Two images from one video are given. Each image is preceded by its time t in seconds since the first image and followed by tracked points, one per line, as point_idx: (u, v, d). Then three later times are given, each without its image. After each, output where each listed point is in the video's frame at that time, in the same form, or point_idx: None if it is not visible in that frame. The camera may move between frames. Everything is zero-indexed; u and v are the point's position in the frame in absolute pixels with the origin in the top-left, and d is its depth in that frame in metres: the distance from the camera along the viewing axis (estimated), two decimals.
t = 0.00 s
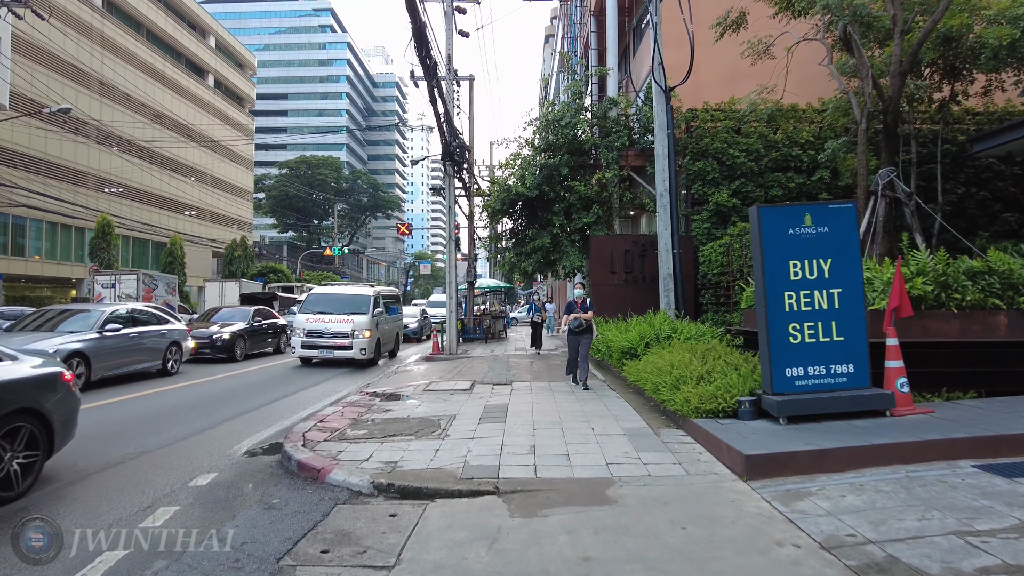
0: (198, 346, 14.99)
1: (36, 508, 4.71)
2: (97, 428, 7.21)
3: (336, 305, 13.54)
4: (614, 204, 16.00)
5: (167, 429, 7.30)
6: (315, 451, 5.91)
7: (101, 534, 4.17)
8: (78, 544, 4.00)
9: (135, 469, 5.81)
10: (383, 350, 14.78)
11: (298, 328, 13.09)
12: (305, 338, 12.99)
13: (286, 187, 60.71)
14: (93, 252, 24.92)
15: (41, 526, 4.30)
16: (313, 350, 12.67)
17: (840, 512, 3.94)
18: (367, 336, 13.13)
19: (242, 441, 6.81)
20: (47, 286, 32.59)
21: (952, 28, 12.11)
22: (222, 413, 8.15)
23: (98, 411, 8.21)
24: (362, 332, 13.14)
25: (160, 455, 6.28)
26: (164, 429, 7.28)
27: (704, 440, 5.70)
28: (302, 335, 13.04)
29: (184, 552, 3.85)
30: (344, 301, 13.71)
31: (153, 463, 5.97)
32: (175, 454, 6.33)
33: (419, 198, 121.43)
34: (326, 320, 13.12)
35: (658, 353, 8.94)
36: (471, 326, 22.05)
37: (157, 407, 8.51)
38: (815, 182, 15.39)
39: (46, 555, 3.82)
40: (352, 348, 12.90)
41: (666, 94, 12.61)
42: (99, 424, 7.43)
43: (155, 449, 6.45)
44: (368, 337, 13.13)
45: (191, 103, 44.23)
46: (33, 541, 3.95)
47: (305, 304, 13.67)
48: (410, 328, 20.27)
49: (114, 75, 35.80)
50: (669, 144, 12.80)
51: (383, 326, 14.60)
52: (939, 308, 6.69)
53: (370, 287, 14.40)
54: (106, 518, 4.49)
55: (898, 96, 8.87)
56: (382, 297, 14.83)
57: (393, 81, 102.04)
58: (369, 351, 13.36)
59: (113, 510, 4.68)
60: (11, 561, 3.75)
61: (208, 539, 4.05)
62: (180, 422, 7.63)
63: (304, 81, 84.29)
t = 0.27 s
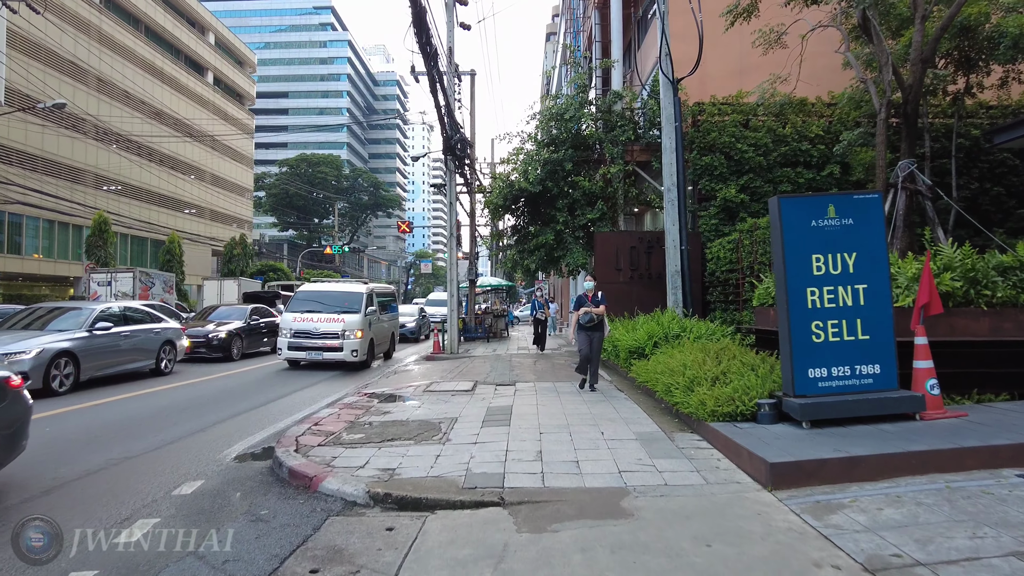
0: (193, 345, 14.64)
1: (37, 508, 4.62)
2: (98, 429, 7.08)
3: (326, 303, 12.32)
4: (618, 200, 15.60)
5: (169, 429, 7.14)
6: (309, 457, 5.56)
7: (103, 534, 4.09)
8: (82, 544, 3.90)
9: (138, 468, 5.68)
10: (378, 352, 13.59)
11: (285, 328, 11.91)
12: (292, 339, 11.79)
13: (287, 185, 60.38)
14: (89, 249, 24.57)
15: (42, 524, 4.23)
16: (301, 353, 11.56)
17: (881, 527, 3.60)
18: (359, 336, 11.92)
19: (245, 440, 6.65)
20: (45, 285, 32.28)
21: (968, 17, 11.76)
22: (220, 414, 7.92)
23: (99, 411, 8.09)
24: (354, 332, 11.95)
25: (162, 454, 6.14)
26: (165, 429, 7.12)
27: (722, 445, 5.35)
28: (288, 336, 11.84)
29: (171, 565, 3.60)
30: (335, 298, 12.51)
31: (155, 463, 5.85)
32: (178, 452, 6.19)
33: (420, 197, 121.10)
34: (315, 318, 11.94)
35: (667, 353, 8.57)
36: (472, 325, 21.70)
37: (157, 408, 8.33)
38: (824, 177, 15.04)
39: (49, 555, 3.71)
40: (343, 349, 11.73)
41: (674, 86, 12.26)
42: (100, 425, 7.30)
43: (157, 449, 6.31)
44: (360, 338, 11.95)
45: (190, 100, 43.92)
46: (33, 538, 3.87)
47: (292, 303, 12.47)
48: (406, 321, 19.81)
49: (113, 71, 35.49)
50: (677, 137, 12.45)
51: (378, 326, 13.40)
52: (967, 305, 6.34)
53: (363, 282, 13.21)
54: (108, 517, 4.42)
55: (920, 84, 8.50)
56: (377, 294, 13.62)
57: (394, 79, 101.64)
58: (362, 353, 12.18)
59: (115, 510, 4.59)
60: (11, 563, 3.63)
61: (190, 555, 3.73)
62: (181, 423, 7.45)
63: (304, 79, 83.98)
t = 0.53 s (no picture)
0: (189, 346, 14.32)
1: (39, 509, 4.63)
2: (100, 430, 7.04)
3: (314, 303, 11.24)
4: (623, 197, 15.21)
5: (170, 430, 7.09)
6: (302, 468, 5.23)
7: (104, 535, 4.11)
8: (80, 544, 3.93)
9: (140, 469, 5.67)
10: (371, 355, 12.56)
11: (269, 330, 10.83)
12: (277, 343, 10.71)
13: (287, 185, 60.04)
14: (86, 249, 24.26)
15: (43, 524, 4.25)
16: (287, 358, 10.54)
17: (923, 550, 3.27)
18: (349, 339, 10.84)
19: (247, 441, 6.59)
20: (43, 285, 31.99)
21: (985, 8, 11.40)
22: (218, 416, 7.76)
23: (100, 412, 8.06)
24: (344, 335, 10.86)
25: (164, 455, 6.11)
26: (167, 430, 7.07)
27: (742, 455, 5.03)
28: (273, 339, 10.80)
29: None
30: (325, 297, 11.42)
31: (157, 463, 5.83)
32: (180, 453, 6.16)
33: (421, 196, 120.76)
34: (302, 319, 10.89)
35: (676, 357, 8.26)
36: (474, 325, 21.35)
37: (156, 409, 8.23)
38: (834, 174, 14.70)
39: (48, 555, 3.75)
40: (332, 354, 10.66)
41: (681, 80, 11.94)
42: (103, 426, 7.26)
43: (158, 450, 6.27)
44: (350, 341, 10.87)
45: (189, 99, 43.61)
46: (34, 538, 3.90)
47: (277, 303, 11.38)
48: (405, 320, 19.15)
49: (110, 69, 35.17)
50: (684, 133, 12.13)
51: (371, 327, 12.33)
52: (999, 306, 6.00)
53: (356, 280, 12.12)
54: (109, 519, 4.44)
55: (942, 73, 8.16)
56: (369, 294, 12.51)
57: (394, 78, 101.21)
58: (354, 357, 11.11)
59: (116, 512, 4.59)
60: (10, 563, 3.66)
61: None
62: (182, 424, 7.38)
63: (305, 78, 83.68)
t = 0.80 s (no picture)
0: (184, 346, 13.96)
1: (39, 508, 4.54)
2: (101, 429, 6.92)
3: (301, 302, 10.24)
4: (629, 193, 14.81)
5: (172, 429, 6.95)
6: (295, 477, 4.88)
7: (104, 535, 4.04)
8: (82, 544, 3.86)
9: (142, 468, 5.56)
10: (364, 359, 11.58)
11: (252, 331, 9.83)
12: (260, 346, 9.73)
13: (287, 184, 59.68)
14: (82, 248, 23.93)
15: (43, 523, 4.18)
16: (270, 362, 9.54)
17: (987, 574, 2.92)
18: (339, 342, 9.85)
19: (249, 440, 6.45)
20: (41, 284, 31.64)
21: None
22: (215, 417, 7.52)
23: (101, 411, 7.93)
24: (334, 337, 9.86)
25: (166, 454, 5.99)
26: (168, 429, 6.93)
27: (768, 464, 4.69)
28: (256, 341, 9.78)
29: None
30: (313, 296, 10.43)
31: (159, 462, 5.73)
32: (182, 452, 6.04)
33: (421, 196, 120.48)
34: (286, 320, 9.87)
35: (688, 358, 7.91)
36: (476, 325, 20.99)
37: (153, 409, 8.03)
38: (845, 170, 14.35)
39: (50, 556, 3.66)
40: (320, 358, 9.68)
41: (689, 73, 11.63)
42: (96, 426, 7.05)
43: (161, 449, 6.15)
44: (340, 344, 9.88)
45: (188, 97, 43.26)
46: (33, 537, 3.83)
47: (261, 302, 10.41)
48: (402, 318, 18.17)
49: (108, 66, 34.77)
50: (694, 127, 11.79)
51: (363, 328, 11.32)
52: None
53: (347, 278, 11.12)
54: (111, 518, 4.36)
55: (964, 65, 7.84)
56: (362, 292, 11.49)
57: (395, 78, 100.92)
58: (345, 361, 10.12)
59: (118, 511, 4.51)
60: (10, 565, 3.57)
61: None
62: (183, 423, 7.24)
63: (305, 78, 83.39)
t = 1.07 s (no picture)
0: (177, 346, 13.60)
1: (39, 507, 4.49)
2: (100, 429, 6.83)
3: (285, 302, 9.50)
4: (634, 190, 14.51)
5: (172, 429, 6.85)
6: (282, 490, 4.52)
7: (104, 534, 4.02)
8: (82, 545, 3.85)
9: (142, 468, 5.49)
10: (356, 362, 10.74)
11: (232, 332, 9.12)
12: (240, 348, 9.00)
13: (287, 182, 59.29)
14: (77, 246, 23.57)
15: (41, 524, 4.13)
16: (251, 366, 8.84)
17: None
18: (325, 344, 9.10)
19: (246, 443, 6.26)
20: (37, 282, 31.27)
21: None
22: (211, 420, 7.29)
23: (100, 411, 7.83)
24: (320, 339, 9.10)
25: (167, 453, 5.93)
26: (168, 430, 6.83)
27: (794, 477, 4.34)
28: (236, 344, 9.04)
29: None
30: (299, 295, 9.68)
31: (159, 462, 5.65)
32: (183, 452, 5.96)
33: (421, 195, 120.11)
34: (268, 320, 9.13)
35: (699, 360, 7.56)
36: (476, 325, 20.61)
37: (148, 411, 7.83)
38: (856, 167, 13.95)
39: (50, 557, 3.65)
40: (305, 362, 8.92)
41: (698, 64, 11.24)
42: (89, 427, 6.88)
43: (161, 449, 6.07)
44: (327, 347, 9.11)
45: (187, 94, 42.88)
46: (33, 537, 3.81)
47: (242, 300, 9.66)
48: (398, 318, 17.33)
49: (105, 62, 34.37)
50: (702, 120, 11.43)
51: (354, 329, 10.53)
52: None
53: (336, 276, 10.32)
54: (111, 518, 4.32)
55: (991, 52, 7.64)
56: (352, 290, 10.71)
57: (395, 77, 100.51)
58: (332, 366, 9.36)
59: (116, 513, 4.43)
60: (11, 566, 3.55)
61: None
62: (183, 424, 7.12)
63: (305, 76, 82.99)
